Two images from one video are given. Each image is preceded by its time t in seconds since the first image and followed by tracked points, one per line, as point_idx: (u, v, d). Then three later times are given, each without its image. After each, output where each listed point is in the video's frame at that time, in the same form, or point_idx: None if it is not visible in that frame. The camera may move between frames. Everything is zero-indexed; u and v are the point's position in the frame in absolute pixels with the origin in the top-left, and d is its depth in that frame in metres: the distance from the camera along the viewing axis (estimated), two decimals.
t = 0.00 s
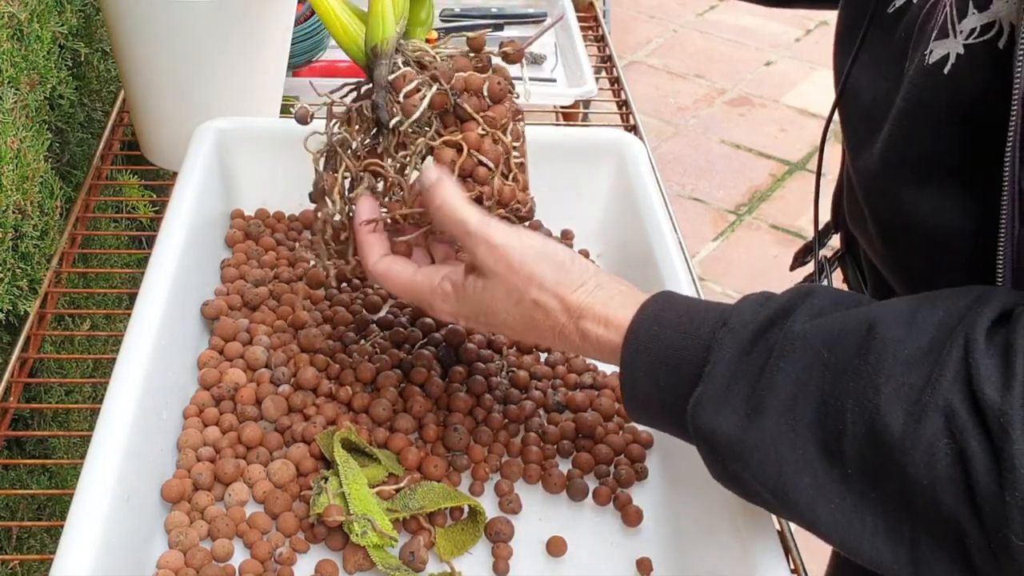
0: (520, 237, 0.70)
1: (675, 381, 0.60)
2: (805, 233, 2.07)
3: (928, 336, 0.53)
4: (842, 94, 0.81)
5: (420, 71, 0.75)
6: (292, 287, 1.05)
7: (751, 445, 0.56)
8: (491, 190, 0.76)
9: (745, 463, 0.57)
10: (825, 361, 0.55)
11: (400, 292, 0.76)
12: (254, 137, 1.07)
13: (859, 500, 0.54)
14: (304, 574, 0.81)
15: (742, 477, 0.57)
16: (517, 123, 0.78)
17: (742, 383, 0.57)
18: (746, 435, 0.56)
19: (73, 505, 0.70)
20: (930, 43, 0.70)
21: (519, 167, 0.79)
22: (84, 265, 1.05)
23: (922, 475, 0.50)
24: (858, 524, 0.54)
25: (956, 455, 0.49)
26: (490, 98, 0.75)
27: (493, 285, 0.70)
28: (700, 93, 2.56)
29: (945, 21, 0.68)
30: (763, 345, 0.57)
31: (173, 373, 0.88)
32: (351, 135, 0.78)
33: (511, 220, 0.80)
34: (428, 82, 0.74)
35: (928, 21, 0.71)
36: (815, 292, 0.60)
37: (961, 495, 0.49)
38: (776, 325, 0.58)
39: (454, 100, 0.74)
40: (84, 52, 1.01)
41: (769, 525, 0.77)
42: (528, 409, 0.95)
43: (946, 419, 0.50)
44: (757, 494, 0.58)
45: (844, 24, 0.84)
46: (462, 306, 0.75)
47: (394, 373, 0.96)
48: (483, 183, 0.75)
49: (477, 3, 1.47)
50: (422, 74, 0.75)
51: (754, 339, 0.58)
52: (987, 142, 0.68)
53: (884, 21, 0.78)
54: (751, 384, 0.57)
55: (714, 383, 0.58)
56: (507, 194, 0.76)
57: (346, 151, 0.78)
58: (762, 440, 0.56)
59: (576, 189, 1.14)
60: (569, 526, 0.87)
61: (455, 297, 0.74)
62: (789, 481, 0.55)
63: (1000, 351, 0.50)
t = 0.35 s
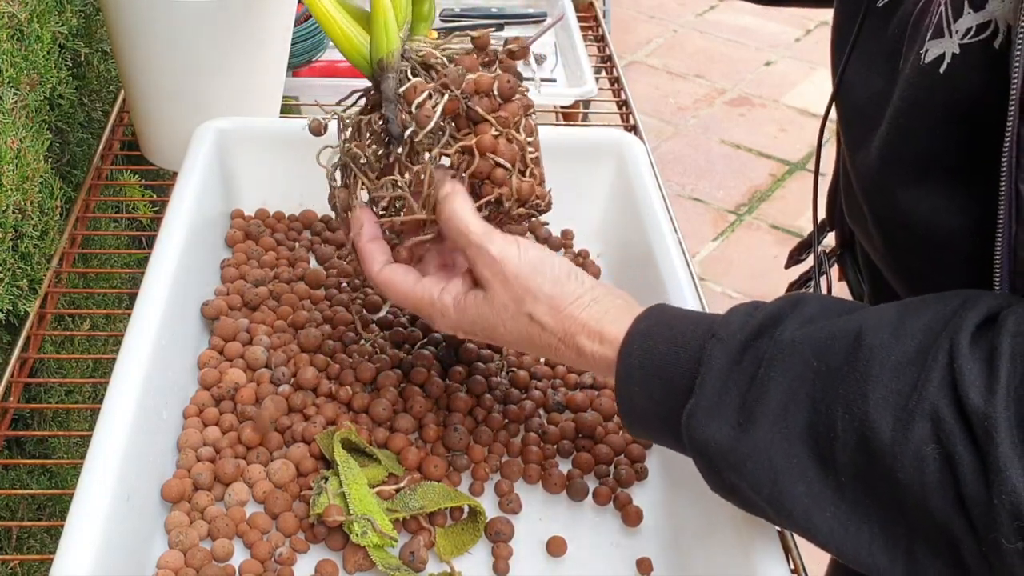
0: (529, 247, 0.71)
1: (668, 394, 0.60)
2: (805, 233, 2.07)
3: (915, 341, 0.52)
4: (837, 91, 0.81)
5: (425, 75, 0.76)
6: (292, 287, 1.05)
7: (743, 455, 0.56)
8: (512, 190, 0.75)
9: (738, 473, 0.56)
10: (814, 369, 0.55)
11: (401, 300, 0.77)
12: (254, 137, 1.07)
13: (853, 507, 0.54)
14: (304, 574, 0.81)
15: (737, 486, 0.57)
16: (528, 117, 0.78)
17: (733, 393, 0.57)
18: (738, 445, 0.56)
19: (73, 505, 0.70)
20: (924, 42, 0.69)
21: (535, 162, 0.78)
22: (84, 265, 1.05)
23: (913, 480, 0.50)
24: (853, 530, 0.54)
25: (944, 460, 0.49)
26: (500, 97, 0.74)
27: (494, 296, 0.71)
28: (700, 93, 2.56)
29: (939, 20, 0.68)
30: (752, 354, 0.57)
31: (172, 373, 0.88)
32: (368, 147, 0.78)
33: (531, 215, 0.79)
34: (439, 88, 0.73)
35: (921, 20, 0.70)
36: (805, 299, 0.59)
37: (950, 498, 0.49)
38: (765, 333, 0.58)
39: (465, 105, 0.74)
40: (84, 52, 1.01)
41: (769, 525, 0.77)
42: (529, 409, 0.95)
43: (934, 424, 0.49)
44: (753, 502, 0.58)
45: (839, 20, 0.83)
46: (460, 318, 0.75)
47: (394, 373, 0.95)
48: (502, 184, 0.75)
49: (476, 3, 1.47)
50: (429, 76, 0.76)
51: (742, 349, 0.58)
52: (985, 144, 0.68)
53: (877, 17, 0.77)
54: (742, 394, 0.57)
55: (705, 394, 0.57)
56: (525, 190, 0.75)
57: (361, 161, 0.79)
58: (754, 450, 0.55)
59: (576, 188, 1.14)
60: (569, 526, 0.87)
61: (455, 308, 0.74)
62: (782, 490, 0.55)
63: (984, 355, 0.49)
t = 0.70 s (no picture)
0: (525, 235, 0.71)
1: (660, 389, 0.60)
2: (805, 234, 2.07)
3: (913, 338, 0.52)
4: (835, 80, 0.80)
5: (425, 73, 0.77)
6: (292, 287, 1.05)
7: (736, 450, 0.56)
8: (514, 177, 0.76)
9: (731, 468, 0.56)
10: (809, 365, 0.55)
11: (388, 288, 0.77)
12: (254, 137, 1.07)
13: (846, 503, 0.54)
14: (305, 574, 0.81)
15: (729, 482, 0.57)
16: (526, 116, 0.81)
17: (726, 388, 0.57)
18: (732, 440, 0.56)
19: (73, 505, 0.70)
20: (920, 37, 0.69)
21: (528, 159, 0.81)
22: (84, 265, 1.05)
23: (909, 477, 0.50)
24: (846, 527, 0.54)
25: (942, 458, 0.49)
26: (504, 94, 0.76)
27: (485, 274, 0.71)
28: (700, 93, 2.56)
29: (935, 15, 0.67)
30: (746, 350, 0.57)
31: (172, 373, 0.88)
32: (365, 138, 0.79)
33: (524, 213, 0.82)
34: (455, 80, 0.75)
35: (915, 14, 0.70)
36: (800, 297, 0.59)
37: (947, 498, 0.49)
38: (760, 329, 0.58)
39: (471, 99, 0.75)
40: (84, 52, 1.01)
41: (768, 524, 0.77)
42: (528, 409, 0.95)
43: (932, 422, 0.49)
44: (744, 498, 0.58)
45: (837, 15, 0.83)
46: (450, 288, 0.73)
47: (394, 373, 0.95)
48: (505, 178, 0.77)
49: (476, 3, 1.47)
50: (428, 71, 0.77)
51: (737, 345, 0.58)
52: (977, 141, 0.67)
53: (870, 11, 0.77)
54: (736, 389, 0.57)
55: (698, 389, 0.57)
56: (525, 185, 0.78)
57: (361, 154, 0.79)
58: (747, 445, 0.55)
59: (576, 188, 1.14)
60: (570, 526, 0.87)
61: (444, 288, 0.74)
62: (775, 485, 0.55)
63: (984, 353, 0.49)
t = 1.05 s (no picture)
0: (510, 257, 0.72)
1: (660, 408, 0.60)
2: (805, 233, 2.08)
3: (908, 350, 0.52)
4: (835, 80, 0.80)
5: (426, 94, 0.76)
6: (292, 287, 1.05)
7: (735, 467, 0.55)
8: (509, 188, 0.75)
9: (732, 485, 0.56)
10: (806, 380, 0.55)
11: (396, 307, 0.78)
12: (254, 137, 1.07)
13: (848, 517, 0.53)
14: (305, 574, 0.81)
15: (730, 499, 0.57)
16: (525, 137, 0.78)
17: (725, 405, 0.57)
18: (731, 458, 0.55)
19: (73, 505, 0.70)
20: (919, 36, 0.69)
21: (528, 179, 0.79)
22: (84, 265, 1.05)
23: (909, 490, 0.49)
24: (849, 542, 0.53)
25: (941, 469, 0.49)
26: (499, 118, 0.74)
27: (480, 299, 0.71)
28: (700, 93, 2.56)
29: (934, 14, 0.67)
30: (744, 367, 0.57)
31: (172, 374, 0.88)
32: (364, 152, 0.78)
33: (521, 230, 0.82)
34: (440, 121, 0.73)
35: (914, 12, 0.70)
36: (794, 312, 0.59)
37: (949, 508, 0.49)
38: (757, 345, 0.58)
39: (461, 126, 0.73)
40: (84, 52, 1.01)
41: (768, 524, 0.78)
42: (528, 409, 0.95)
43: (929, 433, 0.49)
44: (746, 516, 0.57)
45: (836, 15, 0.83)
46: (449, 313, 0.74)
47: (395, 373, 0.95)
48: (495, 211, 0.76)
49: (476, 3, 1.47)
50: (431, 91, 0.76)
51: (734, 361, 0.57)
52: (975, 142, 0.67)
53: (869, 11, 0.77)
54: (734, 406, 0.56)
55: (697, 407, 0.57)
56: (517, 214, 0.77)
57: (359, 172, 0.79)
58: (746, 461, 0.55)
59: (576, 188, 1.14)
60: (570, 526, 0.87)
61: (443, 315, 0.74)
62: (776, 502, 0.54)
63: (980, 362, 0.49)
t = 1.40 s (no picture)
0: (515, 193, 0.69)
1: (693, 324, 0.59)
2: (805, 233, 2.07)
3: (948, 311, 0.53)
4: (835, 76, 0.80)
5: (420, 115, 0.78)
6: (292, 287, 1.05)
7: (765, 392, 0.55)
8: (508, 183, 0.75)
9: (756, 412, 0.55)
10: (845, 321, 0.55)
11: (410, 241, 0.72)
12: (254, 136, 1.07)
13: (863, 464, 0.54)
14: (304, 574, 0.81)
15: (750, 427, 0.56)
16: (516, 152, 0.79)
17: (764, 331, 0.56)
18: (763, 381, 0.55)
19: (73, 505, 0.70)
20: (919, 36, 0.69)
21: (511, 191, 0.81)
22: (84, 265, 1.05)
23: (928, 446, 0.50)
24: (861, 489, 0.54)
25: (964, 430, 0.50)
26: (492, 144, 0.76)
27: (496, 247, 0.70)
28: (700, 93, 2.56)
29: (934, 15, 0.68)
30: (788, 298, 0.57)
31: (173, 373, 0.88)
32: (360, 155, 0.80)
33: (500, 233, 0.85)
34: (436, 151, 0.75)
35: (915, 14, 0.70)
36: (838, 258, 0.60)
37: (965, 470, 0.49)
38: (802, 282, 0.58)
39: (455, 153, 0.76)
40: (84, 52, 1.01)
41: (768, 525, 0.78)
42: (528, 409, 0.95)
43: (959, 392, 0.50)
44: (761, 449, 0.57)
45: (838, 17, 0.83)
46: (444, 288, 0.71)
47: (395, 373, 0.95)
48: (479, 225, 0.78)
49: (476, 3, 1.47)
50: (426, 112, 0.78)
51: (780, 291, 0.57)
52: (976, 142, 0.67)
53: (868, 12, 0.77)
54: (773, 333, 0.56)
55: (737, 327, 0.56)
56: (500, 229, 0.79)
57: (358, 172, 0.79)
58: (777, 388, 0.55)
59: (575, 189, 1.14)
60: (570, 526, 0.87)
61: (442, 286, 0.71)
62: (799, 436, 0.54)
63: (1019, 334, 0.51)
